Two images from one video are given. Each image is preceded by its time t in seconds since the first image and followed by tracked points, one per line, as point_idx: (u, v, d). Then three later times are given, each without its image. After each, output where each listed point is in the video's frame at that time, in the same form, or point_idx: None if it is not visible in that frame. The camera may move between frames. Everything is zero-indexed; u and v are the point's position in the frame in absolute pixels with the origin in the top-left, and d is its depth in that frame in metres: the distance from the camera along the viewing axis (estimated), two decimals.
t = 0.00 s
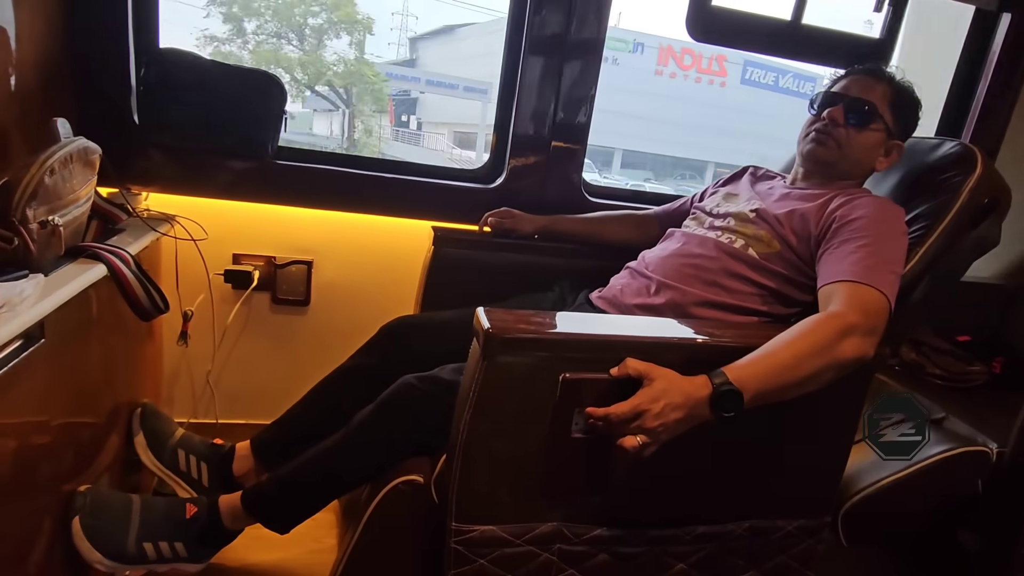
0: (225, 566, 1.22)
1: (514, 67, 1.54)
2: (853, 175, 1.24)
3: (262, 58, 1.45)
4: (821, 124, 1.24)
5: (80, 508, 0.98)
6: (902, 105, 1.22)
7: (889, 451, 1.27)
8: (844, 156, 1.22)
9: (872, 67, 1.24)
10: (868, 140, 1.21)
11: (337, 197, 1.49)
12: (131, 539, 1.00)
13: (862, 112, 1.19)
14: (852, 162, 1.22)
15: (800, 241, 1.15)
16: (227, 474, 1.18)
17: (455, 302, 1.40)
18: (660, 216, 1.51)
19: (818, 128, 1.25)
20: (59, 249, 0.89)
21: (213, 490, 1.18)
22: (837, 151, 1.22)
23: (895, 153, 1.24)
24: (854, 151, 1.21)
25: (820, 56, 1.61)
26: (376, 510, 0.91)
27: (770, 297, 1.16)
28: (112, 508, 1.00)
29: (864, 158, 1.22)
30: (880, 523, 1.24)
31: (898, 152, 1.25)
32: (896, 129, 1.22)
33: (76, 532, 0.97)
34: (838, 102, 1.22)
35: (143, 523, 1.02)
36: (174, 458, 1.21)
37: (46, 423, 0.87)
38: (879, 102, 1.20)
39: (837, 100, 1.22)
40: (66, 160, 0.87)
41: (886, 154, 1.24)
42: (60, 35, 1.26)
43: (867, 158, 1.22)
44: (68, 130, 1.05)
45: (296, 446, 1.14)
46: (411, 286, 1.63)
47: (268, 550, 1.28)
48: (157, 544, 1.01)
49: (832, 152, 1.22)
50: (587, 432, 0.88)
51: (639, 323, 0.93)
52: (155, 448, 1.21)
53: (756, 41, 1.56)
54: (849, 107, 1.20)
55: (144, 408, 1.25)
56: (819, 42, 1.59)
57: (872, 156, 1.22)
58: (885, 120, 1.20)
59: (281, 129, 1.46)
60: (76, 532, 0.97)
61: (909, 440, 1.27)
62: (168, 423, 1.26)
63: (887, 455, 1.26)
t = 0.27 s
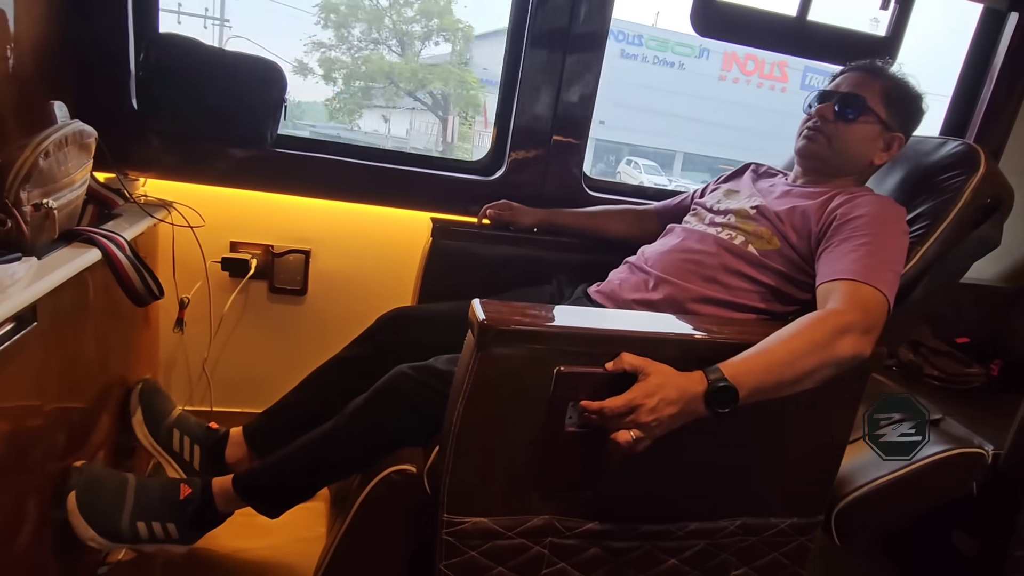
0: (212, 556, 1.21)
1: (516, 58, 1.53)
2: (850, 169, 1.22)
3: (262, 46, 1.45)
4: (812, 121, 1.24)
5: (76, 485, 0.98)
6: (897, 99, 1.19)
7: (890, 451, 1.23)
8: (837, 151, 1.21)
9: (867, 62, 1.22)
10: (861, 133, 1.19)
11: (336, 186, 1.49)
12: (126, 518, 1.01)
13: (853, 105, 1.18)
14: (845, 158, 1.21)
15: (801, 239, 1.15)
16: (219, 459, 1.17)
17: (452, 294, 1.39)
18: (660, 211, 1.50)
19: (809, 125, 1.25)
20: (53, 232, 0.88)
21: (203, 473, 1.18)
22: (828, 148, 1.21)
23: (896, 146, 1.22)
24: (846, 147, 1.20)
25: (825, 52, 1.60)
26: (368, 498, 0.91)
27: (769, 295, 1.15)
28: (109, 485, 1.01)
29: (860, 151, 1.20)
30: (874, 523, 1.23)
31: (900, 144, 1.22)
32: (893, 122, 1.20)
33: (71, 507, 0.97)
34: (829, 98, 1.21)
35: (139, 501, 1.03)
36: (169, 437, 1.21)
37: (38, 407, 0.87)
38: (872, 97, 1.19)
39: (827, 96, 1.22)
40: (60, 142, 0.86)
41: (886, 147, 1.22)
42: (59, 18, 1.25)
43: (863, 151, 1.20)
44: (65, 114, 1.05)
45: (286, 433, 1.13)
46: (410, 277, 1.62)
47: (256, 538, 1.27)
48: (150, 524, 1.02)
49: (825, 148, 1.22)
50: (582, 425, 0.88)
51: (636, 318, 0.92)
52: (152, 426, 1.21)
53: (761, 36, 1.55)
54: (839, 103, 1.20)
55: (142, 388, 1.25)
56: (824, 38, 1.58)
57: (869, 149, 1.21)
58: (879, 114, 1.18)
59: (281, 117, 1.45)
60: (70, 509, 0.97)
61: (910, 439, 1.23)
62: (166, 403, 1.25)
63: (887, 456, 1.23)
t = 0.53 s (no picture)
0: (209, 544, 1.21)
1: (519, 51, 1.53)
2: (835, 165, 1.17)
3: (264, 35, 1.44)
4: (784, 126, 1.21)
5: (80, 464, 0.99)
6: (865, 82, 1.13)
7: (890, 451, 1.24)
8: (815, 151, 1.17)
9: (823, 51, 1.16)
10: (834, 127, 1.14)
11: (338, 177, 1.49)
12: (126, 499, 1.00)
13: (817, 103, 1.14)
14: (826, 155, 1.16)
15: (800, 234, 1.14)
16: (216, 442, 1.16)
17: (452, 286, 1.39)
18: (661, 206, 1.50)
19: (783, 131, 1.21)
20: (54, 219, 0.88)
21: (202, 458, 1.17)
22: (805, 150, 1.18)
23: (877, 126, 1.15)
24: (824, 145, 1.16)
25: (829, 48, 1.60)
26: (366, 484, 0.91)
27: (767, 290, 1.14)
28: (111, 467, 1.01)
29: (837, 145, 1.15)
30: (869, 518, 1.24)
31: (883, 123, 1.15)
32: (867, 105, 1.14)
33: (76, 486, 0.98)
34: (793, 102, 1.17)
35: (139, 483, 1.02)
36: (168, 419, 1.21)
37: (38, 393, 0.87)
38: (836, 90, 1.13)
39: (791, 99, 1.18)
40: (62, 129, 0.86)
41: (868, 131, 1.15)
42: (61, 4, 1.25)
43: (842, 143, 1.15)
44: (66, 101, 1.05)
45: (284, 421, 1.13)
46: (410, 268, 1.63)
47: (254, 525, 1.28)
48: (149, 507, 1.01)
49: (803, 152, 1.18)
50: (581, 417, 0.88)
51: (634, 311, 0.92)
52: (153, 406, 1.22)
53: (764, 31, 1.54)
54: (803, 105, 1.15)
55: (142, 368, 1.26)
56: (827, 34, 1.58)
57: (848, 140, 1.15)
58: (848, 104, 1.13)
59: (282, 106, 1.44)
60: (76, 486, 0.98)
61: (910, 438, 1.24)
62: (167, 384, 1.26)
63: (887, 456, 1.23)
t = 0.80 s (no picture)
0: (215, 536, 1.22)
1: (528, 48, 1.53)
2: (841, 166, 1.17)
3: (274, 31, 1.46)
4: (790, 128, 1.21)
5: (92, 443, 0.99)
6: (869, 82, 1.13)
7: (890, 451, 1.24)
8: (820, 153, 1.17)
9: (827, 52, 1.16)
10: (839, 129, 1.14)
11: (347, 172, 1.50)
12: (133, 481, 1.00)
13: (821, 105, 1.14)
14: (832, 155, 1.16)
15: (808, 234, 1.14)
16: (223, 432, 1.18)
17: (460, 282, 1.40)
18: (668, 203, 1.50)
19: (789, 133, 1.22)
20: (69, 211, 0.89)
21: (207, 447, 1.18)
22: (811, 151, 1.18)
23: (884, 125, 1.14)
24: (829, 146, 1.16)
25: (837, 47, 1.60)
26: (374, 477, 0.91)
27: (774, 289, 1.15)
28: (121, 449, 1.00)
29: (842, 146, 1.15)
30: (873, 516, 1.25)
31: (889, 122, 1.15)
32: (872, 104, 1.13)
33: (87, 465, 0.98)
34: (797, 104, 1.17)
35: (147, 466, 1.02)
36: (174, 407, 1.21)
37: (52, 383, 0.88)
38: (841, 91, 1.13)
39: (796, 101, 1.18)
40: (77, 122, 0.87)
41: (874, 131, 1.15)
42: None
43: (847, 145, 1.15)
44: (80, 94, 1.05)
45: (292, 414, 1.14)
46: (417, 264, 1.63)
47: (261, 517, 1.29)
48: (156, 490, 1.02)
49: (808, 153, 1.18)
50: (589, 412, 0.89)
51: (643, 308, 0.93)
52: (160, 393, 1.22)
53: (774, 30, 1.55)
54: (808, 107, 1.15)
55: (151, 354, 1.26)
56: (836, 33, 1.58)
57: (853, 141, 1.15)
58: (852, 105, 1.13)
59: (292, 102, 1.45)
60: (85, 467, 0.98)
61: (910, 438, 1.25)
62: (174, 370, 1.26)
63: (888, 456, 1.24)
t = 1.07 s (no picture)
0: (228, 531, 1.23)
1: (538, 46, 1.53)
2: (848, 165, 1.18)
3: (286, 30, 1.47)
4: (798, 128, 1.21)
5: (106, 433, 0.99)
6: (876, 81, 1.13)
7: (890, 451, 1.27)
8: (827, 153, 1.17)
9: (834, 52, 1.16)
10: (846, 129, 1.14)
11: (358, 171, 1.51)
12: (146, 472, 1.02)
13: (828, 106, 1.14)
14: (839, 156, 1.17)
15: (818, 234, 1.14)
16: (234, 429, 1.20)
17: (470, 279, 1.41)
18: (677, 202, 1.50)
19: (796, 133, 1.22)
20: (87, 209, 0.90)
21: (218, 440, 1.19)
22: (819, 152, 1.18)
23: (891, 124, 1.15)
24: (836, 147, 1.16)
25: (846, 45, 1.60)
26: (387, 471, 0.92)
27: (783, 287, 1.15)
28: (134, 441, 1.01)
29: (849, 146, 1.15)
30: (881, 513, 1.25)
31: (897, 121, 1.15)
32: (880, 104, 1.13)
33: (99, 456, 0.97)
34: (804, 105, 1.18)
35: (161, 458, 1.04)
36: (188, 403, 1.22)
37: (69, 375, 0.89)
38: (847, 92, 1.13)
39: (803, 101, 1.18)
40: (97, 121, 0.88)
41: (881, 130, 1.15)
42: None
43: (854, 145, 1.15)
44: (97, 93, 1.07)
45: (305, 409, 1.15)
46: (427, 261, 1.64)
47: (270, 512, 1.30)
48: (168, 481, 1.03)
49: (816, 153, 1.19)
50: (600, 409, 0.90)
51: (654, 306, 0.93)
52: (172, 390, 1.22)
53: (784, 29, 1.55)
54: (814, 108, 1.16)
55: (166, 349, 1.26)
56: (846, 31, 1.59)
57: (860, 141, 1.15)
58: (859, 106, 1.13)
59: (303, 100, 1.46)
60: (98, 456, 0.97)
61: (909, 440, 1.28)
62: (187, 366, 1.27)
63: (887, 455, 1.26)
